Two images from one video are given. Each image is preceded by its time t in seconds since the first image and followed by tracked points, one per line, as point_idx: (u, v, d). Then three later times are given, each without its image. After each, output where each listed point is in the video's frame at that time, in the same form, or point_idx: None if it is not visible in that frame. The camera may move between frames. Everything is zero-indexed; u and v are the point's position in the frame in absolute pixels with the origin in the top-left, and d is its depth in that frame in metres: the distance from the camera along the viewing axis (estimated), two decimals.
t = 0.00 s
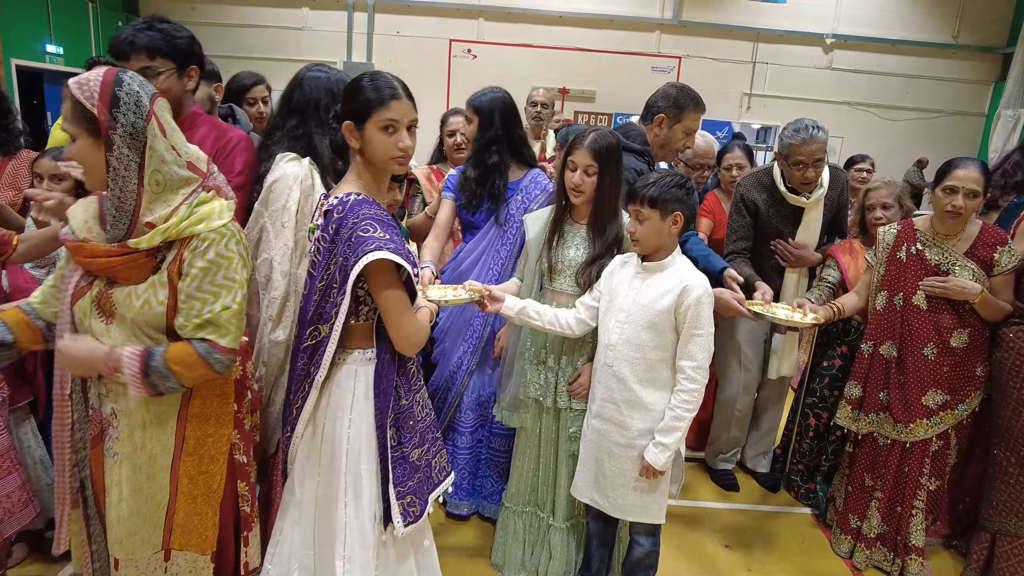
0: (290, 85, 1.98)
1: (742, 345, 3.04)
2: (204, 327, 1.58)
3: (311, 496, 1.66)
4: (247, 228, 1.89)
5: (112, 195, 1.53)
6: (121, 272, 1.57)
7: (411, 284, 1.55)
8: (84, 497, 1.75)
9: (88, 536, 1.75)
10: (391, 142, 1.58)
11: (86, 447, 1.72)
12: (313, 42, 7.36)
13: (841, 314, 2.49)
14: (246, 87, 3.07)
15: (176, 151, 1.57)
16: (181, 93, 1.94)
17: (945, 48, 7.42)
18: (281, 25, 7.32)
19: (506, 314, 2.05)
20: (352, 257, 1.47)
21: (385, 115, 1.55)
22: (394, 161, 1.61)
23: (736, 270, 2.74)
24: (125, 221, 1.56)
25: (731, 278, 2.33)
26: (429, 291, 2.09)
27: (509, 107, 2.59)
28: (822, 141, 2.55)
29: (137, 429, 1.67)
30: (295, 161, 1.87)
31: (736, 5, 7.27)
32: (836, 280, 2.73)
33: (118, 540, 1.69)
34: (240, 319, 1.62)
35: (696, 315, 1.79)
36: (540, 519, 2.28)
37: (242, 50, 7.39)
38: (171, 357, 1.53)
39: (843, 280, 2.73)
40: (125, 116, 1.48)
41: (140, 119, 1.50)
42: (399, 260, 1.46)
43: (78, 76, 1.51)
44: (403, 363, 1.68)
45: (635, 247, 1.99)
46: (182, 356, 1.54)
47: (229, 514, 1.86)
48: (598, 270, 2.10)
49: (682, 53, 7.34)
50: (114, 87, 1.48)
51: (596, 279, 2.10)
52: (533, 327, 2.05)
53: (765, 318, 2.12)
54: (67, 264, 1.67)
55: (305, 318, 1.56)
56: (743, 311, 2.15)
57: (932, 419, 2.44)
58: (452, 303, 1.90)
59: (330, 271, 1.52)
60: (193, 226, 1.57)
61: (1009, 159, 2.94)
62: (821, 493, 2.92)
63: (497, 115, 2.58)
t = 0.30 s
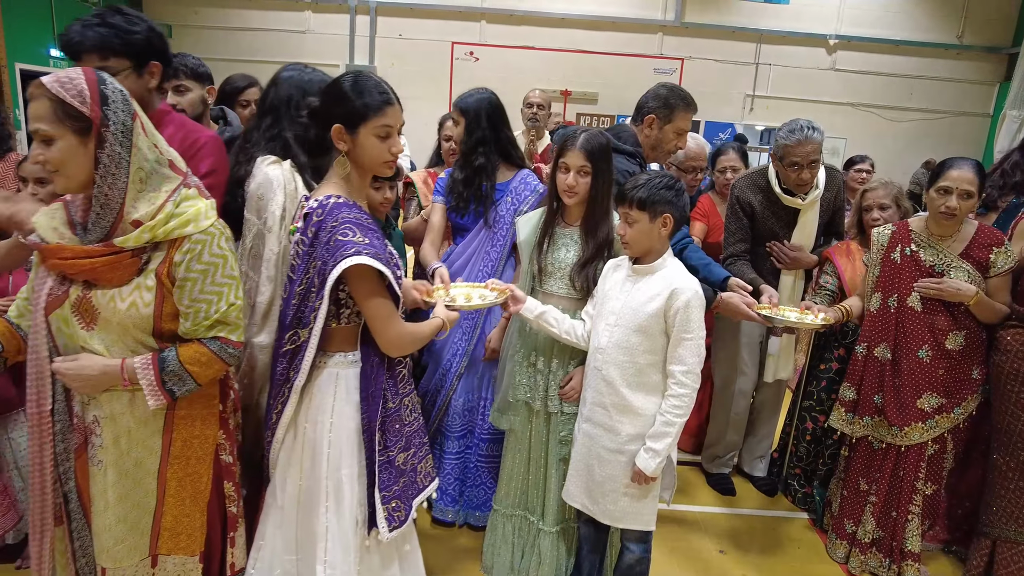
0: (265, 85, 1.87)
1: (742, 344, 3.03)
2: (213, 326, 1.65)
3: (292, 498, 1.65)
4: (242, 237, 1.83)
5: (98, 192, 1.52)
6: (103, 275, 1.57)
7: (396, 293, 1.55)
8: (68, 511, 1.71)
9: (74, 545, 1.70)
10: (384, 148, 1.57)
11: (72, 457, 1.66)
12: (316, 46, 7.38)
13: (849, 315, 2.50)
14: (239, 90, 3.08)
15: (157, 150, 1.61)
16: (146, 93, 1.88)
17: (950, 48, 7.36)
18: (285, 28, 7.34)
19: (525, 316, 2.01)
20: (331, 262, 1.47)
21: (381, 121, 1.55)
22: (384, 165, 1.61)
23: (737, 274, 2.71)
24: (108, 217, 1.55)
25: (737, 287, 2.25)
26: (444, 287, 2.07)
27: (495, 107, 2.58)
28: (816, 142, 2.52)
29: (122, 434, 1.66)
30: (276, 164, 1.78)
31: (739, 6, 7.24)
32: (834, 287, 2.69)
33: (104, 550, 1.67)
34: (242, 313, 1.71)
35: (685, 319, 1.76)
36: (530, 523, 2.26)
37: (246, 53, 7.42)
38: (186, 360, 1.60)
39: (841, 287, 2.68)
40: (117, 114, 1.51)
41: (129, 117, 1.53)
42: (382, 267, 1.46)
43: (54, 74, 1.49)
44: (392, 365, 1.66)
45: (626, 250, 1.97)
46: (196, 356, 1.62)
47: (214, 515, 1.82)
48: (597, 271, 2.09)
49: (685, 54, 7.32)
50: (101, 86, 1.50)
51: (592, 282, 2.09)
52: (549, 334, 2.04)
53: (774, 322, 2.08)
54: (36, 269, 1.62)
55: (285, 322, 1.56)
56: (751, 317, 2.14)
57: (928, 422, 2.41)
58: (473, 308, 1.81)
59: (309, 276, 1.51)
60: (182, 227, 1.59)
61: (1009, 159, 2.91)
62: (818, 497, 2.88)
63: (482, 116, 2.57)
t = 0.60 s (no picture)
0: (241, 85, 1.93)
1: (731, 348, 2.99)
2: (188, 325, 1.65)
3: (270, 501, 1.61)
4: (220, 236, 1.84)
5: (76, 190, 1.52)
6: (75, 275, 1.56)
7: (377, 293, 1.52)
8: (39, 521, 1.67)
9: (48, 552, 1.67)
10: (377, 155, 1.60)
11: (44, 463, 1.64)
12: (317, 48, 7.38)
13: (837, 320, 2.46)
14: (228, 92, 3.00)
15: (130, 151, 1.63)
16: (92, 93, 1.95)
17: (955, 47, 7.31)
18: (287, 30, 7.34)
19: (508, 291, 1.97)
20: (304, 266, 1.45)
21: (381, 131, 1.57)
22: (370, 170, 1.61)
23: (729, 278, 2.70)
24: (84, 214, 1.54)
25: (729, 288, 2.17)
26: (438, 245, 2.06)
27: (483, 106, 2.55)
28: (807, 142, 2.49)
29: (97, 438, 1.65)
30: (251, 164, 1.81)
31: (742, 6, 7.20)
32: (826, 289, 2.66)
33: (79, 555, 1.67)
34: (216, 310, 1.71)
35: (666, 320, 1.73)
36: (514, 525, 2.23)
37: (248, 55, 7.43)
38: (161, 359, 1.59)
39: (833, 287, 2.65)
40: (102, 115, 1.53)
41: (111, 119, 1.56)
42: (355, 271, 1.44)
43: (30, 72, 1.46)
44: (375, 360, 1.65)
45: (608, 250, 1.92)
46: (171, 356, 1.61)
47: (193, 514, 1.82)
48: (580, 271, 2.06)
49: (687, 54, 7.28)
50: (85, 87, 1.52)
51: (574, 282, 2.06)
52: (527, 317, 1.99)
53: (759, 326, 2.00)
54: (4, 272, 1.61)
55: (259, 326, 1.54)
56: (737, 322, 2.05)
57: (921, 425, 2.38)
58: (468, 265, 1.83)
59: (281, 280, 1.50)
60: (156, 225, 1.59)
61: (1002, 159, 2.90)
62: (811, 501, 2.85)
63: (471, 116, 2.54)
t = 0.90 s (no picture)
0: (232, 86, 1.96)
1: (725, 349, 2.98)
2: (174, 321, 1.66)
3: (258, 501, 1.61)
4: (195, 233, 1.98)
5: (72, 188, 1.53)
6: (61, 271, 1.56)
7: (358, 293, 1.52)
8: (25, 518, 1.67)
9: (31, 547, 1.68)
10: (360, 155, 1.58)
11: (31, 460, 1.66)
12: (321, 49, 7.40)
13: (814, 319, 2.42)
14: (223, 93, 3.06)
15: (121, 151, 1.65)
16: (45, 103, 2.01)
17: (959, 46, 7.26)
18: (290, 32, 7.36)
19: (463, 288, 1.96)
20: (286, 266, 1.45)
21: (370, 132, 1.56)
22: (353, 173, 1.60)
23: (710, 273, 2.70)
24: (72, 210, 1.55)
25: (709, 282, 2.21)
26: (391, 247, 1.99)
27: (490, 109, 2.57)
28: (800, 141, 2.48)
29: (84, 437, 1.65)
30: (237, 163, 1.91)
31: (745, 6, 7.18)
32: (818, 284, 2.64)
33: (65, 552, 1.68)
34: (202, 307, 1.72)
35: (652, 320, 1.73)
36: (504, 524, 2.22)
37: (252, 58, 7.47)
38: (146, 357, 1.60)
39: (825, 282, 2.64)
40: (100, 114, 1.56)
41: (107, 119, 1.59)
42: (337, 271, 1.44)
43: (32, 70, 1.46)
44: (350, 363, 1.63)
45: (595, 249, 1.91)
46: (157, 353, 1.62)
47: (181, 513, 1.85)
48: (564, 268, 2.05)
49: (690, 55, 7.27)
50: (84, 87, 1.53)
51: (555, 280, 2.05)
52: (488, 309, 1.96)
53: (732, 324, 1.97)
54: None
55: (243, 326, 1.53)
56: (710, 318, 2.03)
57: (917, 427, 2.36)
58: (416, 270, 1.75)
59: (266, 281, 1.49)
60: (143, 222, 1.59)
61: (997, 158, 2.89)
62: (807, 502, 2.84)
63: (476, 117, 2.54)
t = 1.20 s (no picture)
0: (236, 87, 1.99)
1: (730, 348, 2.97)
2: (180, 318, 1.67)
3: (258, 501, 1.61)
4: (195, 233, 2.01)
5: (76, 187, 1.54)
6: (68, 271, 1.56)
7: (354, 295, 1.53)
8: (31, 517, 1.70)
9: (38, 544, 1.71)
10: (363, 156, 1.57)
11: (35, 459, 1.67)
12: (329, 50, 7.42)
13: (815, 317, 2.40)
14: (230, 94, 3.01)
15: (125, 151, 1.66)
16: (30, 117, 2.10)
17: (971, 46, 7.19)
18: (299, 33, 7.40)
19: (466, 324, 1.96)
20: (288, 266, 1.45)
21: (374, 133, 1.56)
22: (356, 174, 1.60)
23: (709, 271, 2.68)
24: (78, 210, 1.55)
25: (710, 280, 2.18)
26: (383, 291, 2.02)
27: (515, 109, 2.56)
28: (805, 138, 2.48)
29: (90, 435, 1.66)
30: (237, 164, 1.95)
31: (754, 6, 7.14)
32: (824, 279, 2.61)
33: (71, 550, 1.68)
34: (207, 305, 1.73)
35: (655, 321, 1.72)
36: (513, 527, 2.22)
37: (262, 59, 7.52)
38: (152, 355, 1.62)
39: (832, 279, 2.62)
40: (103, 114, 1.57)
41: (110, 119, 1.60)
42: (338, 271, 1.45)
43: (38, 70, 1.48)
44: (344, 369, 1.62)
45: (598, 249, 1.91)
46: (165, 350, 1.63)
47: (186, 510, 1.86)
48: (565, 273, 2.04)
49: (699, 55, 7.24)
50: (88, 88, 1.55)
51: (559, 284, 2.04)
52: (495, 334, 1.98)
53: (727, 321, 1.98)
54: None
55: (244, 326, 1.54)
56: (704, 315, 2.02)
57: (924, 430, 2.34)
58: (411, 319, 1.78)
59: (267, 281, 1.50)
60: (149, 221, 1.60)
61: (1006, 158, 2.93)
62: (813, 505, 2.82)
63: (504, 116, 2.53)
